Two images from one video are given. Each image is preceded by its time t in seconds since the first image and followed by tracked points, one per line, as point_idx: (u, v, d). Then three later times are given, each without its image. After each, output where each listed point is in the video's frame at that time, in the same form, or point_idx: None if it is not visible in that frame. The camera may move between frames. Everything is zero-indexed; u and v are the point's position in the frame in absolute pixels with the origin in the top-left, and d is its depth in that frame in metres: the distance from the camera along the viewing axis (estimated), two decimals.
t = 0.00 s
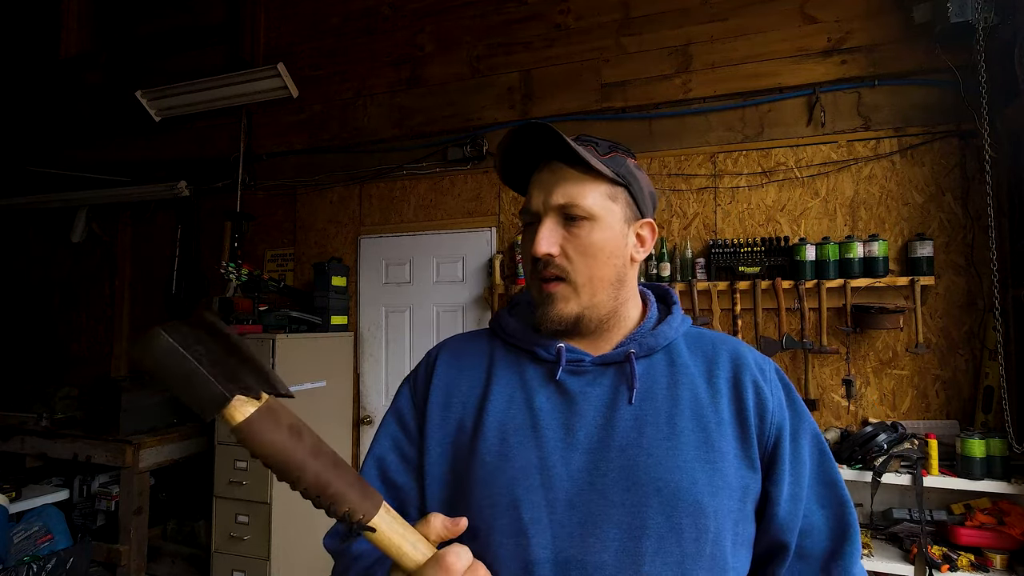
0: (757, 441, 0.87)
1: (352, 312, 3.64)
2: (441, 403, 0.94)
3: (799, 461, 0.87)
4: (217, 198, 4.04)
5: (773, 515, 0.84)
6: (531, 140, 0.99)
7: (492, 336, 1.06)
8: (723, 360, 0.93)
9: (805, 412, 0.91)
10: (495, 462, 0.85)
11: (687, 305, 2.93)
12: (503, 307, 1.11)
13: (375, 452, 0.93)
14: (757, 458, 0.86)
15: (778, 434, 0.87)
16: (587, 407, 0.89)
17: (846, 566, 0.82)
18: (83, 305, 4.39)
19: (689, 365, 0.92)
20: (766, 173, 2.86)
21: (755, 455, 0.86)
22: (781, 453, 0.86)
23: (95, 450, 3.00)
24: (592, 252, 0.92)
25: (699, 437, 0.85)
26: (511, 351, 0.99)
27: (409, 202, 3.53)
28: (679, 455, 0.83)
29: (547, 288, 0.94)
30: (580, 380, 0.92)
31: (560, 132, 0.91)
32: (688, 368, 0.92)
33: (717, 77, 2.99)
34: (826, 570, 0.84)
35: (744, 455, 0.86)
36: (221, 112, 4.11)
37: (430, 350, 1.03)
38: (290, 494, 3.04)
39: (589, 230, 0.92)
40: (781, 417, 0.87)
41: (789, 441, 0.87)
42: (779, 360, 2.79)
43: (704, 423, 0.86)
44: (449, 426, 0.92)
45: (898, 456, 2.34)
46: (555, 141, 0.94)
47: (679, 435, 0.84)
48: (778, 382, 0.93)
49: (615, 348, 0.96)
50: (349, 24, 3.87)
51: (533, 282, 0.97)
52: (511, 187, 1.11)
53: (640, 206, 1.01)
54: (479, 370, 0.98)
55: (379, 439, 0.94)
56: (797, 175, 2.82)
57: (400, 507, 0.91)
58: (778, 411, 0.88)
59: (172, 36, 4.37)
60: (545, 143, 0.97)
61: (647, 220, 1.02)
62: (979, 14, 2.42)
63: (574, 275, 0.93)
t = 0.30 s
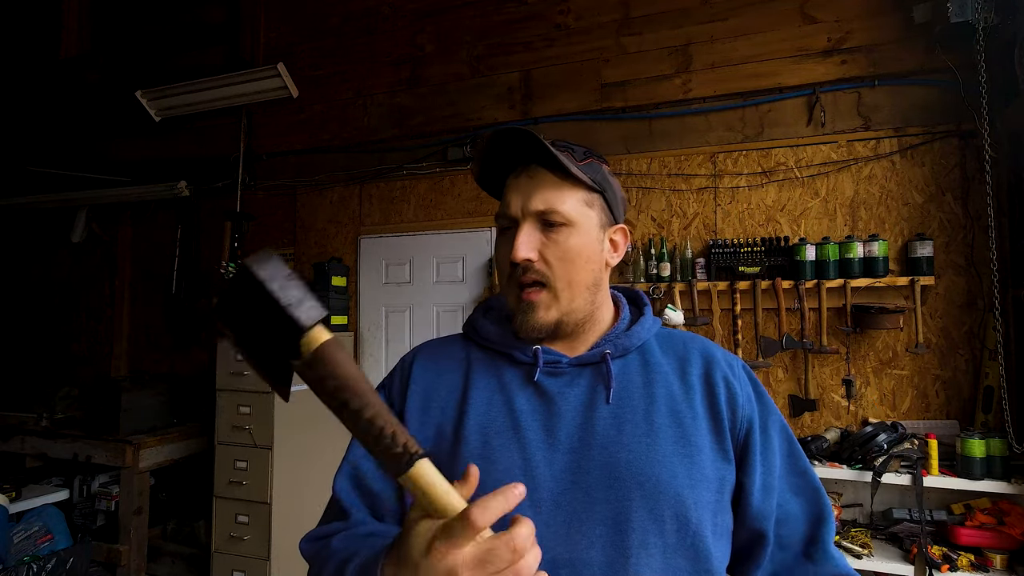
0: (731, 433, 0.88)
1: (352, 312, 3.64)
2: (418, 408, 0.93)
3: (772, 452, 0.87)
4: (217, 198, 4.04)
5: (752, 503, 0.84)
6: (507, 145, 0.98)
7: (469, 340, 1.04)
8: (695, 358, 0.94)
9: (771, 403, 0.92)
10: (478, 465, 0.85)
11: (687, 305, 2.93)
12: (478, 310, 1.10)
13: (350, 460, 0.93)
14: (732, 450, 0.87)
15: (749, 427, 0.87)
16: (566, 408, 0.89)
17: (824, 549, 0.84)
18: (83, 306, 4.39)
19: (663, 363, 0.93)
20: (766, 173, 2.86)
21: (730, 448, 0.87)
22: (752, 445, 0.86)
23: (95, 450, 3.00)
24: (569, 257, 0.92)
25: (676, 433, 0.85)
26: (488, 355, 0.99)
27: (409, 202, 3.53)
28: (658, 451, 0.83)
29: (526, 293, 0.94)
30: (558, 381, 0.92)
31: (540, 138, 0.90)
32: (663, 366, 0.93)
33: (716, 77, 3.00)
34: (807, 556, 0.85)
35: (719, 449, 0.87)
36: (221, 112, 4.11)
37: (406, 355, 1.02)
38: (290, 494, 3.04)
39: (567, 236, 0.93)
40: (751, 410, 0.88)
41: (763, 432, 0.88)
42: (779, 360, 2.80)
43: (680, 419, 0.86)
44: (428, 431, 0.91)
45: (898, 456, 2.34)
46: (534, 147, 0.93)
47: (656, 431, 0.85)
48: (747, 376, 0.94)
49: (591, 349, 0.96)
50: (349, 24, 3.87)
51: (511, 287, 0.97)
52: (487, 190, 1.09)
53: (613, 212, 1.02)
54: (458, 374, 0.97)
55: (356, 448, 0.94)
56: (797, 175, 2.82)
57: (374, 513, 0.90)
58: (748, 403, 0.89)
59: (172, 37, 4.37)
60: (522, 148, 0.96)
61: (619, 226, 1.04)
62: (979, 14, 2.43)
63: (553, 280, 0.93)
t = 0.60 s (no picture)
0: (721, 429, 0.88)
1: (352, 312, 3.64)
2: (410, 410, 0.92)
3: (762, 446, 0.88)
4: (217, 198, 4.05)
5: (743, 497, 0.84)
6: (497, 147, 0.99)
7: (459, 341, 1.05)
8: (685, 355, 0.94)
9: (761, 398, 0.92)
10: (470, 466, 0.84)
11: (687, 305, 2.93)
12: (467, 311, 1.10)
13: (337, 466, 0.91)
14: (723, 446, 0.87)
15: (739, 422, 0.87)
16: (557, 408, 0.89)
17: (797, 538, 0.83)
18: (83, 306, 4.39)
19: (653, 362, 0.94)
20: (766, 173, 2.86)
21: (720, 444, 0.87)
22: (743, 440, 0.86)
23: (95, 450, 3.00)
24: (555, 259, 0.93)
25: (668, 430, 0.85)
26: (479, 356, 0.99)
27: (409, 202, 3.53)
28: (649, 448, 0.83)
29: (511, 293, 0.94)
30: (548, 381, 0.93)
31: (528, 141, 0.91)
32: (653, 365, 0.93)
33: (716, 77, 3.00)
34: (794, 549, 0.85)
35: (711, 446, 0.87)
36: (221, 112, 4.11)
37: (395, 358, 1.02)
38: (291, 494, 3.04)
39: (553, 238, 0.93)
40: (741, 405, 0.89)
41: (752, 427, 0.88)
42: (778, 361, 2.80)
43: (671, 416, 0.86)
44: (419, 433, 0.91)
45: (898, 456, 2.34)
46: (522, 150, 0.94)
47: (647, 429, 0.85)
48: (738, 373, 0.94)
49: (581, 348, 0.97)
50: (349, 24, 3.87)
51: (496, 287, 0.97)
52: (477, 191, 1.09)
53: (602, 214, 1.02)
54: (449, 376, 0.97)
55: (345, 453, 0.92)
56: (797, 175, 2.82)
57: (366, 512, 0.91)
58: (738, 399, 0.89)
59: (172, 37, 4.37)
60: (511, 151, 0.97)
61: (608, 227, 1.04)
62: (979, 14, 2.43)
63: (538, 281, 0.93)
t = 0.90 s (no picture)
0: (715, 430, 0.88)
1: (352, 312, 3.64)
2: (401, 416, 0.93)
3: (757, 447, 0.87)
4: (217, 198, 4.05)
5: (738, 499, 0.84)
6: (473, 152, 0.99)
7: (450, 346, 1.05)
8: (677, 356, 0.93)
9: (758, 396, 0.92)
10: (459, 471, 0.85)
11: (687, 305, 2.93)
12: (459, 314, 1.11)
13: (331, 474, 0.92)
14: (716, 448, 0.87)
15: (734, 423, 0.87)
16: (546, 411, 0.89)
17: (804, 548, 0.83)
18: (83, 306, 4.39)
19: (645, 364, 0.93)
20: (766, 173, 2.86)
21: (713, 446, 0.86)
22: (737, 442, 0.86)
23: (95, 450, 3.00)
24: (535, 261, 0.92)
25: (658, 432, 0.85)
26: (469, 360, 0.99)
27: (409, 202, 3.53)
28: (639, 451, 0.83)
29: (492, 297, 0.94)
30: (537, 385, 0.92)
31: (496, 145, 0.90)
32: (645, 366, 0.93)
33: (716, 77, 3.00)
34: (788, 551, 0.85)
35: (703, 447, 0.87)
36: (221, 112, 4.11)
37: (388, 363, 1.03)
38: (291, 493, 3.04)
39: (530, 241, 0.92)
40: (736, 406, 0.88)
41: (746, 429, 0.87)
42: (778, 361, 2.80)
43: (661, 418, 0.86)
44: (409, 437, 0.92)
45: (898, 456, 2.33)
46: (494, 153, 0.93)
47: (637, 432, 0.85)
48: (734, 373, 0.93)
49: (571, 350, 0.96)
50: (349, 24, 3.87)
51: (479, 291, 0.98)
52: (462, 196, 1.10)
53: (586, 211, 1.00)
54: (439, 381, 0.97)
55: (339, 459, 0.93)
56: (797, 175, 2.82)
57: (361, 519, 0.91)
58: (732, 399, 0.88)
59: (172, 37, 4.37)
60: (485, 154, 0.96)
61: (594, 225, 1.02)
62: (979, 14, 2.43)
63: (517, 284, 0.93)
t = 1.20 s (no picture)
0: (710, 432, 0.87)
1: (352, 312, 3.64)
2: (397, 414, 0.94)
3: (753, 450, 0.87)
4: (217, 198, 4.05)
5: (731, 502, 0.84)
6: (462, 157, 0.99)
7: (447, 346, 1.05)
8: (673, 357, 0.93)
9: (756, 398, 0.91)
10: (452, 470, 0.85)
11: (687, 305, 2.93)
12: (457, 316, 1.11)
13: (329, 470, 0.92)
14: (710, 450, 0.86)
15: (729, 425, 0.86)
16: (539, 411, 0.89)
17: (806, 555, 0.83)
18: (82, 305, 4.39)
19: (640, 364, 0.93)
20: (766, 173, 2.86)
21: (707, 448, 0.86)
22: (732, 444, 0.86)
23: (95, 450, 3.00)
24: (527, 263, 0.92)
25: (651, 433, 0.85)
26: (465, 360, 0.99)
27: (409, 201, 3.53)
28: (630, 452, 0.83)
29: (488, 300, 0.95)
30: (532, 385, 0.92)
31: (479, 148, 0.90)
32: (640, 367, 0.93)
33: (716, 77, 3.00)
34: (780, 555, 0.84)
35: (697, 450, 0.86)
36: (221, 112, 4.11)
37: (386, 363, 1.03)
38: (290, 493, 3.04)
39: (521, 242, 0.92)
40: (732, 408, 0.87)
41: (741, 431, 0.87)
42: (778, 360, 2.80)
43: (654, 420, 0.86)
44: (405, 436, 0.92)
45: (898, 456, 2.34)
46: (479, 156, 0.93)
47: (629, 432, 0.85)
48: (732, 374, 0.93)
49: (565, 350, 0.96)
50: (349, 24, 3.87)
51: (475, 295, 0.98)
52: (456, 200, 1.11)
53: (578, 210, 0.99)
54: (436, 379, 0.97)
55: (337, 457, 0.93)
56: (797, 175, 2.82)
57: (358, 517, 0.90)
58: (729, 402, 0.88)
59: (172, 36, 4.37)
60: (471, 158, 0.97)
61: (587, 224, 1.01)
62: (979, 14, 2.43)
63: (510, 287, 0.93)
